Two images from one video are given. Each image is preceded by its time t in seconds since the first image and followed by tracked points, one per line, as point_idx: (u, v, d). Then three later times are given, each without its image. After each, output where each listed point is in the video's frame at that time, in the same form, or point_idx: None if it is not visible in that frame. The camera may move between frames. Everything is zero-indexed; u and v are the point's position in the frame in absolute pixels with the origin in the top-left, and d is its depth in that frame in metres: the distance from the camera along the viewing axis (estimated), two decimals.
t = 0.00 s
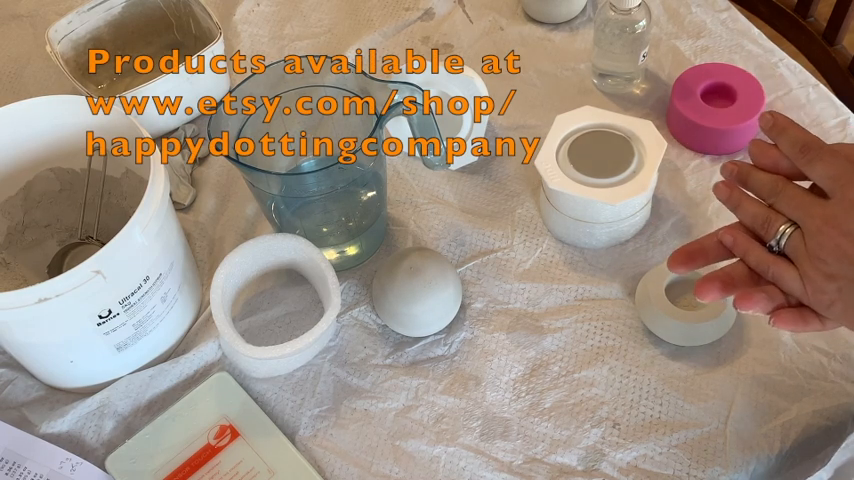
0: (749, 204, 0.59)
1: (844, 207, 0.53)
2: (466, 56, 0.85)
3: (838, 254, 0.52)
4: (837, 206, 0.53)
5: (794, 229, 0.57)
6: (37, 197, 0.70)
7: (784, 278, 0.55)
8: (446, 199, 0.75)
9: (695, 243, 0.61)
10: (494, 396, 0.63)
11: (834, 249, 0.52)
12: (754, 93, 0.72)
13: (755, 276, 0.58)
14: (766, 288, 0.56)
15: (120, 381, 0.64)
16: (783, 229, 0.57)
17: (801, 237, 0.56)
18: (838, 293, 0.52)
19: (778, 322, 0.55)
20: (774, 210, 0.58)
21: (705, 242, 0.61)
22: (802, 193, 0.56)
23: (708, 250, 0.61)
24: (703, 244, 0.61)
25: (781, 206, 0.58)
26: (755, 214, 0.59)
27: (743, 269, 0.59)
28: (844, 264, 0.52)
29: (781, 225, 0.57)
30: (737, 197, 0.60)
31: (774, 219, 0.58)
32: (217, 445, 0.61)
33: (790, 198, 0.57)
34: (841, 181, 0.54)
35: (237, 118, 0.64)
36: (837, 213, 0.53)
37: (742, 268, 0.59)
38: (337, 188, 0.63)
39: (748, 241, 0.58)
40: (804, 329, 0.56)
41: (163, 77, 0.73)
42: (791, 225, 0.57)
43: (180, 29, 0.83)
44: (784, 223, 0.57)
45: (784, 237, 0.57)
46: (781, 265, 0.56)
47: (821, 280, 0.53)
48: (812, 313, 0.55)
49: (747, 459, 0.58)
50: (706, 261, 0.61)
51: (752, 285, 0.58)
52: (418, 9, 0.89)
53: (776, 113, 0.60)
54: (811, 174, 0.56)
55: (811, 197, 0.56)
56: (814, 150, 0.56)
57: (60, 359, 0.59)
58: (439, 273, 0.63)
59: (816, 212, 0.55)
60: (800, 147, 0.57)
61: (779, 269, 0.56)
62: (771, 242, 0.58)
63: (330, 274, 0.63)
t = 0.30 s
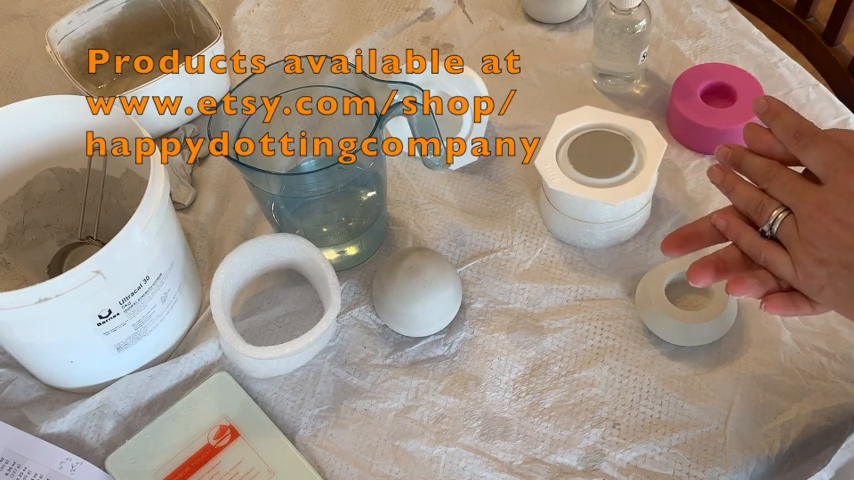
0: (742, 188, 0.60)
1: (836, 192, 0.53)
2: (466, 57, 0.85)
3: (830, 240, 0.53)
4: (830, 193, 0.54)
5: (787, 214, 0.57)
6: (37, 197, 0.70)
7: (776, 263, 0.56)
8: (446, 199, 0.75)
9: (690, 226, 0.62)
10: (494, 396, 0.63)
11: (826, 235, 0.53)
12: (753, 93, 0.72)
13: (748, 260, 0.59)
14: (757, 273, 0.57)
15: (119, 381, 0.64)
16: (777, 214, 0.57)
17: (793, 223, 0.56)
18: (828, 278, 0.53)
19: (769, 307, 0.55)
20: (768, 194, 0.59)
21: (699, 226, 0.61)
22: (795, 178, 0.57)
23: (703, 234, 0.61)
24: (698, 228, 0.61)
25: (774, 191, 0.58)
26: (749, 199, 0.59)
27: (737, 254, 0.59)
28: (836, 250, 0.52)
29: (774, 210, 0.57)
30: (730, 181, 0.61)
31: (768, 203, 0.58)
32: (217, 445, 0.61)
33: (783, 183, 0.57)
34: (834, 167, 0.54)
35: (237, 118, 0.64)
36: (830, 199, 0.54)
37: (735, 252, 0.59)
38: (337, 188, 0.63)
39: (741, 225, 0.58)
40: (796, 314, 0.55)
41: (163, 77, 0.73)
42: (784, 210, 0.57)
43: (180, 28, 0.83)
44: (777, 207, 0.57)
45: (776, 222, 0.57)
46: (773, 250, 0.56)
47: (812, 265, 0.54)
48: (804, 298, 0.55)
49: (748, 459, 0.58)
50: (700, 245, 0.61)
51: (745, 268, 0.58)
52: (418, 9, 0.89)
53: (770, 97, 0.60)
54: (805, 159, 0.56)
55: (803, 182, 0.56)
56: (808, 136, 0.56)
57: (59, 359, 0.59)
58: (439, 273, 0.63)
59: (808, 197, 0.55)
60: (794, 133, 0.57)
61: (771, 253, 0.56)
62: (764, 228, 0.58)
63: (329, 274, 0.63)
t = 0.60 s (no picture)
0: (745, 181, 0.60)
1: (841, 191, 0.54)
2: (466, 57, 0.85)
3: (834, 239, 0.53)
4: (835, 191, 0.54)
5: (791, 211, 0.57)
6: (37, 197, 0.70)
7: (778, 261, 0.56)
8: (446, 199, 0.75)
9: (691, 221, 0.62)
10: (494, 396, 0.63)
11: (830, 235, 0.53)
12: (753, 92, 0.72)
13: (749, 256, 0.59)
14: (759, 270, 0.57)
15: (119, 381, 0.64)
16: (780, 210, 0.57)
17: (796, 220, 0.56)
18: (831, 278, 0.53)
19: (770, 306, 0.55)
20: (771, 190, 0.59)
21: (700, 221, 0.62)
22: (799, 174, 0.57)
23: (704, 229, 0.62)
24: (699, 223, 0.62)
25: (778, 186, 0.58)
26: (751, 193, 0.60)
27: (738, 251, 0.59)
28: (840, 250, 0.53)
29: (778, 206, 0.58)
30: (733, 174, 0.61)
31: (771, 199, 0.58)
32: (217, 445, 0.61)
33: (787, 180, 0.57)
34: (839, 164, 0.54)
35: (237, 118, 0.64)
36: (834, 197, 0.54)
37: (738, 248, 0.59)
38: (337, 188, 0.63)
39: (743, 220, 0.58)
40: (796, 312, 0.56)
41: (163, 77, 0.73)
42: (787, 206, 0.57)
43: (180, 28, 0.83)
44: (781, 204, 0.58)
45: (780, 219, 0.57)
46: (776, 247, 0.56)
47: (815, 264, 0.54)
48: (805, 296, 0.55)
49: (747, 459, 0.58)
50: (701, 240, 0.62)
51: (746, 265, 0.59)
52: (418, 9, 0.89)
53: (777, 90, 0.60)
54: (811, 155, 0.56)
55: (807, 179, 0.56)
56: (814, 131, 0.56)
57: (59, 359, 0.59)
58: (439, 273, 0.63)
59: (812, 195, 0.55)
60: (800, 128, 0.57)
61: (773, 251, 0.56)
62: (767, 224, 0.58)
63: (329, 274, 0.63)
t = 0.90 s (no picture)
0: (751, 168, 0.60)
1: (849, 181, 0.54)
2: (466, 56, 0.85)
3: (840, 230, 0.53)
4: (844, 181, 0.54)
5: (797, 199, 0.57)
6: (37, 197, 0.70)
7: (783, 250, 0.56)
8: (446, 199, 0.75)
9: (696, 208, 0.63)
10: (494, 396, 0.63)
11: (836, 225, 0.53)
12: (753, 92, 0.72)
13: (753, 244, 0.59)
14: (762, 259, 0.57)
15: (119, 381, 0.64)
16: (787, 198, 0.58)
17: (803, 209, 0.56)
18: (837, 269, 0.54)
19: (773, 295, 0.56)
20: (777, 177, 0.59)
21: (705, 208, 0.62)
22: (806, 163, 0.57)
23: (708, 216, 0.62)
24: (704, 210, 0.62)
25: (784, 174, 0.58)
26: (757, 181, 0.60)
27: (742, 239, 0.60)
28: (846, 242, 0.53)
29: (784, 194, 0.58)
30: (739, 160, 0.61)
31: (777, 187, 0.58)
32: (217, 445, 0.61)
33: (794, 168, 0.58)
34: (848, 152, 0.54)
35: (237, 119, 0.64)
36: (843, 187, 0.54)
37: (742, 236, 0.60)
38: (337, 188, 0.63)
39: (749, 208, 0.58)
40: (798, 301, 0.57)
41: (163, 77, 0.73)
42: (794, 195, 0.57)
43: (179, 28, 0.83)
44: (787, 192, 0.58)
45: (786, 207, 0.58)
46: (781, 236, 0.56)
47: (821, 255, 0.54)
48: (808, 286, 0.56)
49: (747, 459, 0.58)
50: (705, 227, 0.63)
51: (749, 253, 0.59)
52: (418, 9, 0.89)
53: (785, 76, 0.60)
54: (820, 143, 0.56)
55: (815, 168, 0.56)
56: (824, 119, 0.56)
57: (59, 359, 0.59)
58: (439, 273, 0.63)
59: (821, 185, 0.55)
60: (810, 115, 0.57)
61: (778, 240, 0.56)
62: (773, 212, 0.59)
63: (329, 274, 0.63)
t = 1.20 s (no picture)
0: (755, 162, 0.60)
1: None
2: (466, 56, 0.85)
3: (845, 226, 0.53)
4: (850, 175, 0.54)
5: (802, 194, 0.57)
6: (37, 197, 0.70)
7: (787, 245, 0.57)
8: (446, 199, 0.75)
9: (700, 202, 0.63)
10: (494, 396, 0.63)
11: (841, 221, 0.53)
12: (753, 93, 0.72)
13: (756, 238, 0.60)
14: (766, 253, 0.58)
15: (120, 381, 0.64)
16: (791, 193, 0.58)
17: (808, 204, 0.56)
18: (841, 265, 0.54)
19: (776, 289, 0.56)
20: (782, 172, 0.59)
21: (709, 201, 0.63)
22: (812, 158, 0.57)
23: (712, 210, 0.63)
24: (709, 204, 0.63)
25: (790, 169, 0.58)
26: (761, 176, 0.60)
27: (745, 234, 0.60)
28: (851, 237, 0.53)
29: (789, 189, 0.58)
30: (743, 154, 0.61)
31: (782, 181, 0.59)
32: (217, 445, 0.61)
33: (799, 162, 0.58)
34: None
35: (237, 119, 0.64)
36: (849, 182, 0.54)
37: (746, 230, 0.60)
38: (337, 188, 0.63)
39: (753, 202, 0.59)
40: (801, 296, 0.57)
41: (163, 77, 0.73)
42: (799, 190, 0.57)
43: (179, 28, 0.83)
44: (792, 187, 0.58)
45: (791, 202, 0.58)
46: (786, 232, 0.57)
47: (826, 250, 0.54)
48: (812, 281, 0.56)
49: (747, 459, 0.58)
50: (708, 221, 0.64)
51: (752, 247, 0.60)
52: (418, 9, 0.89)
53: (791, 69, 0.60)
54: (825, 137, 0.56)
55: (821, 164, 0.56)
56: (830, 113, 0.56)
57: (60, 359, 0.59)
58: (439, 273, 0.63)
59: (827, 180, 0.55)
60: (815, 109, 0.57)
61: (783, 235, 0.57)
62: (778, 207, 0.59)
63: (330, 273, 0.63)
